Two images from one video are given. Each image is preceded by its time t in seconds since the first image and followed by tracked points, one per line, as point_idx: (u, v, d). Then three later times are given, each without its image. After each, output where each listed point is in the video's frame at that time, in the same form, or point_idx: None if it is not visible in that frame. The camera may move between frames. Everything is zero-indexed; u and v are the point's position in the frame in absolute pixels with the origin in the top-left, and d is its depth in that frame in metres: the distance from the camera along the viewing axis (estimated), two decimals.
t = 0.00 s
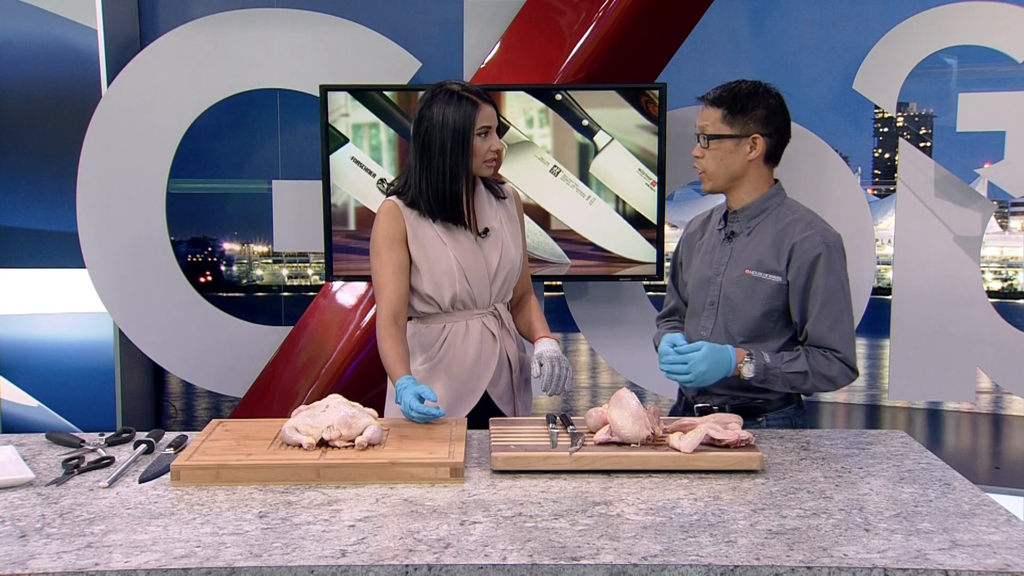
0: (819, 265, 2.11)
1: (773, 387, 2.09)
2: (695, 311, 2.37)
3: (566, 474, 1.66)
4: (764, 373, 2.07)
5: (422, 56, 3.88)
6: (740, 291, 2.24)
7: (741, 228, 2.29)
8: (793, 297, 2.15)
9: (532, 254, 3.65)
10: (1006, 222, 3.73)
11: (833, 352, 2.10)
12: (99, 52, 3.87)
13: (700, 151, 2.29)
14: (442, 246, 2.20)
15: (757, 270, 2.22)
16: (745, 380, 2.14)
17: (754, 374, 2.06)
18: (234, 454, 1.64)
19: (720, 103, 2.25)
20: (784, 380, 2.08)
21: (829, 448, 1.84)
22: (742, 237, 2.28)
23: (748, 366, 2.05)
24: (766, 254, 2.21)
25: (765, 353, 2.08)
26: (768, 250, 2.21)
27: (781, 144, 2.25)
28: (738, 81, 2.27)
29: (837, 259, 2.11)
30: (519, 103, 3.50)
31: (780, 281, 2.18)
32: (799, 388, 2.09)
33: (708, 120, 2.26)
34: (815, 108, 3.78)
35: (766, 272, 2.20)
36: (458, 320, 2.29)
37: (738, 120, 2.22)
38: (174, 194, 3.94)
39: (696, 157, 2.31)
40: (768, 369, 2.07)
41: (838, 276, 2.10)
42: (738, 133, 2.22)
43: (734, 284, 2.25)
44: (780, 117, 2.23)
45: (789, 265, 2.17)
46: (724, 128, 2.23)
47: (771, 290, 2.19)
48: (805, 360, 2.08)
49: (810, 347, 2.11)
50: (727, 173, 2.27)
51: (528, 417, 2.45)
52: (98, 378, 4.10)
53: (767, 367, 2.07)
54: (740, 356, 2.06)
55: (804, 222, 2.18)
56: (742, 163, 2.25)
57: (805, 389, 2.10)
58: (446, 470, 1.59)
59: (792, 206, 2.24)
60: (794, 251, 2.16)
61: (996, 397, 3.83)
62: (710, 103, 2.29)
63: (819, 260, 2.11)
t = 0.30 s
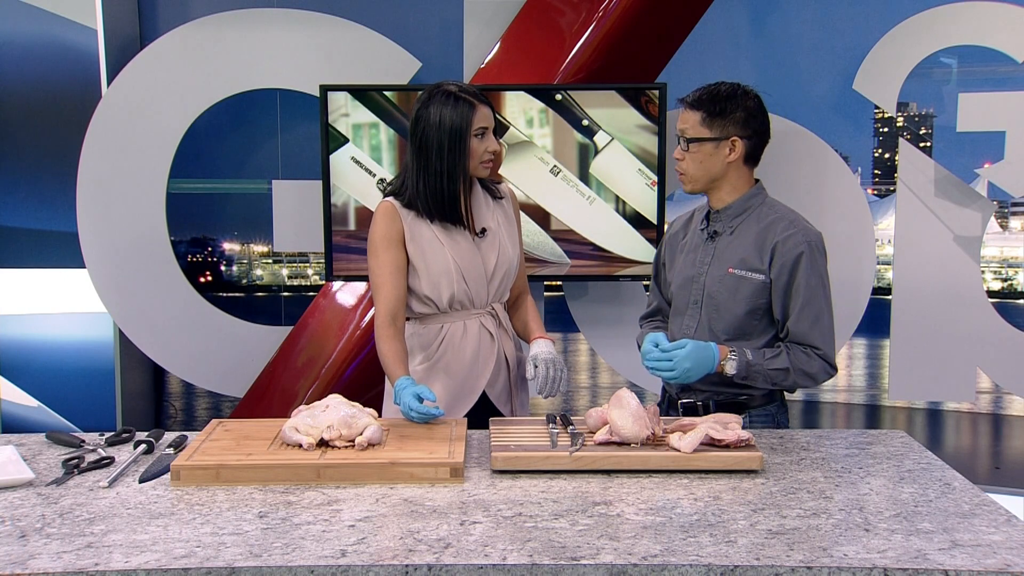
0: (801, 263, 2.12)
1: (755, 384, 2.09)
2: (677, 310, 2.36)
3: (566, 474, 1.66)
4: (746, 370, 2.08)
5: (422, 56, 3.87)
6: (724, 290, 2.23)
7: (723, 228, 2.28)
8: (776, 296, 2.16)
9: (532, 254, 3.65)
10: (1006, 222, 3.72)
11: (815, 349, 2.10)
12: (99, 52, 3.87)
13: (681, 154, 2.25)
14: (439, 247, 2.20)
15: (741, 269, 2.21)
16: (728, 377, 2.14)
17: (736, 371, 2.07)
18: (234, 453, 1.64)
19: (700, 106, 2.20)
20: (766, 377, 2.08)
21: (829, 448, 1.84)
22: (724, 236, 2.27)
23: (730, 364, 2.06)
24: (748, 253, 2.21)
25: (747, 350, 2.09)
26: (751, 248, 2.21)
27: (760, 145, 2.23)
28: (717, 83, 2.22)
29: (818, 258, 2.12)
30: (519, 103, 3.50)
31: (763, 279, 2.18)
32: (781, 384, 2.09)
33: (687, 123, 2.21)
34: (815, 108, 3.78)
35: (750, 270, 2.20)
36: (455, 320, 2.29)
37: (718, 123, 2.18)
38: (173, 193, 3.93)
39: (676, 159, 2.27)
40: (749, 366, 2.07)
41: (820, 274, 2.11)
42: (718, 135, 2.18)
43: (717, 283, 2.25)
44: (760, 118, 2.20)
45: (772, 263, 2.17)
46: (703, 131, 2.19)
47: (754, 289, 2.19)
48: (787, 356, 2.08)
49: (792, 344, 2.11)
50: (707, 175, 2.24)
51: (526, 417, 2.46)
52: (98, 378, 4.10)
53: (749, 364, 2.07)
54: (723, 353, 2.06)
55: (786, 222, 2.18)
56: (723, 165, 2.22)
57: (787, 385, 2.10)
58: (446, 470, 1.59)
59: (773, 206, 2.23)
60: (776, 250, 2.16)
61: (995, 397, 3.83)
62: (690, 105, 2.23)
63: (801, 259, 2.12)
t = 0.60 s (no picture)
0: (797, 262, 2.11)
1: (762, 383, 2.06)
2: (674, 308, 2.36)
3: (566, 474, 1.66)
4: (754, 371, 2.03)
5: (422, 56, 3.87)
6: (721, 289, 2.24)
7: (719, 227, 2.28)
8: (773, 294, 2.15)
9: (532, 254, 3.65)
10: (1006, 222, 3.71)
11: (818, 346, 2.10)
12: (99, 53, 3.87)
13: (677, 153, 2.25)
14: (435, 247, 2.20)
15: (737, 268, 2.22)
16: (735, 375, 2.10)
17: (746, 373, 2.01)
18: (234, 453, 1.64)
19: (696, 106, 2.19)
20: (772, 376, 2.05)
21: (829, 448, 1.84)
22: (721, 235, 2.27)
23: (740, 368, 2.00)
24: (745, 251, 2.21)
25: (755, 351, 2.04)
26: (747, 247, 2.21)
27: (756, 144, 2.22)
28: (712, 83, 2.21)
29: (815, 255, 2.11)
30: (519, 103, 3.50)
31: (759, 277, 2.18)
32: (787, 382, 2.07)
33: (683, 123, 2.21)
34: (815, 108, 3.77)
35: (746, 269, 2.20)
36: (451, 320, 2.29)
37: (714, 123, 2.17)
38: (173, 193, 3.93)
39: (672, 158, 2.27)
40: (758, 367, 2.03)
41: (816, 273, 2.10)
42: (714, 135, 2.18)
43: (714, 282, 2.25)
44: (756, 117, 2.19)
45: (768, 261, 2.17)
46: (700, 131, 2.18)
47: (751, 288, 2.19)
48: (792, 355, 2.07)
49: (794, 342, 2.11)
50: (703, 175, 2.24)
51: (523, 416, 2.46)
52: (98, 378, 4.10)
53: (758, 365, 2.03)
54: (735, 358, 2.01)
55: (781, 220, 2.18)
56: (719, 165, 2.22)
57: (792, 383, 2.09)
58: (446, 470, 1.59)
59: (769, 205, 2.23)
60: (772, 248, 2.16)
61: (995, 397, 3.83)
62: (686, 104, 2.22)
63: (797, 257, 2.11)
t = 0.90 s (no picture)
0: (800, 259, 2.12)
1: (770, 381, 2.07)
2: (676, 310, 2.36)
3: (566, 474, 1.66)
4: (762, 369, 2.05)
5: (422, 55, 3.87)
6: (723, 288, 2.23)
7: (720, 227, 2.28)
8: (777, 292, 2.16)
9: (532, 254, 3.65)
10: (1006, 222, 3.71)
11: (825, 342, 2.11)
12: (99, 52, 3.87)
13: (675, 157, 2.24)
14: (435, 247, 2.20)
15: (739, 267, 2.22)
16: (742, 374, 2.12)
17: (753, 371, 2.03)
18: (234, 453, 1.64)
19: (692, 108, 2.19)
20: (780, 373, 2.06)
21: (830, 448, 1.84)
22: (722, 235, 2.27)
23: (748, 365, 2.02)
24: (747, 250, 2.21)
25: (763, 350, 2.06)
26: (748, 246, 2.21)
27: (754, 143, 2.22)
28: (706, 84, 2.21)
29: (817, 252, 2.12)
30: (519, 103, 3.50)
31: (762, 276, 2.18)
32: (794, 379, 2.08)
33: (680, 127, 2.20)
34: (815, 108, 3.77)
35: (748, 268, 2.20)
36: (451, 320, 2.29)
37: (711, 124, 2.17)
38: (173, 193, 3.93)
39: (670, 162, 2.26)
40: (766, 365, 2.04)
41: (819, 270, 2.11)
42: (712, 136, 2.17)
43: (717, 282, 2.25)
44: (752, 117, 2.19)
45: (770, 260, 2.17)
46: (697, 133, 2.18)
47: (754, 286, 2.19)
48: (800, 352, 2.08)
49: (802, 339, 2.11)
50: (702, 176, 2.24)
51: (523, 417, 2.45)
52: (98, 378, 4.10)
53: (766, 363, 2.04)
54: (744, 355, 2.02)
55: (782, 219, 2.18)
56: (718, 166, 2.21)
57: (800, 380, 2.10)
58: (446, 470, 1.59)
59: (768, 204, 2.23)
60: (775, 246, 2.16)
61: (995, 397, 3.83)
62: (682, 107, 2.22)
63: (800, 255, 2.12)
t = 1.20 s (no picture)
0: (800, 259, 2.12)
1: (771, 377, 2.08)
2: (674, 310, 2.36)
3: (565, 474, 1.66)
4: (763, 364, 2.05)
5: (422, 55, 3.87)
6: (723, 288, 2.23)
7: (719, 227, 2.28)
8: (776, 292, 2.16)
9: (532, 254, 3.65)
10: (1006, 222, 3.71)
11: (827, 341, 2.11)
12: (99, 52, 3.87)
13: (675, 152, 2.23)
14: (435, 247, 2.20)
15: (738, 267, 2.21)
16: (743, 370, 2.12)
17: (755, 366, 2.04)
18: (234, 453, 1.64)
19: (696, 105, 2.19)
20: (783, 370, 2.07)
21: (830, 448, 1.84)
22: (721, 235, 2.27)
23: (749, 360, 2.04)
24: (746, 251, 2.21)
25: (765, 345, 2.06)
26: (748, 246, 2.21)
27: (754, 144, 2.22)
28: (711, 83, 2.21)
29: (817, 252, 2.12)
30: (519, 103, 3.50)
31: (761, 276, 2.18)
32: (797, 376, 2.08)
33: (683, 123, 2.20)
34: (815, 108, 3.77)
35: (747, 268, 2.20)
36: (452, 320, 2.29)
37: (713, 123, 2.17)
38: (173, 193, 3.93)
39: (670, 158, 2.25)
40: (768, 360, 2.05)
41: (819, 270, 2.11)
42: (713, 135, 2.17)
43: (716, 282, 2.25)
44: (754, 118, 2.19)
45: (770, 260, 2.17)
46: (698, 131, 2.18)
47: (753, 287, 2.19)
48: (802, 350, 2.08)
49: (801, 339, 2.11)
50: (702, 175, 2.24)
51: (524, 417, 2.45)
52: (98, 378, 4.10)
53: (768, 359, 2.05)
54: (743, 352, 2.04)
55: (781, 219, 2.18)
56: (718, 165, 2.21)
57: (802, 377, 2.10)
58: (446, 470, 1.59)
59: (768, 204, 2.23)
60: (774, 247, 2.16)
61: (995, 397, 3.83)
62: (683, 105, 2.22)
63: (800, 255, 2.12)
